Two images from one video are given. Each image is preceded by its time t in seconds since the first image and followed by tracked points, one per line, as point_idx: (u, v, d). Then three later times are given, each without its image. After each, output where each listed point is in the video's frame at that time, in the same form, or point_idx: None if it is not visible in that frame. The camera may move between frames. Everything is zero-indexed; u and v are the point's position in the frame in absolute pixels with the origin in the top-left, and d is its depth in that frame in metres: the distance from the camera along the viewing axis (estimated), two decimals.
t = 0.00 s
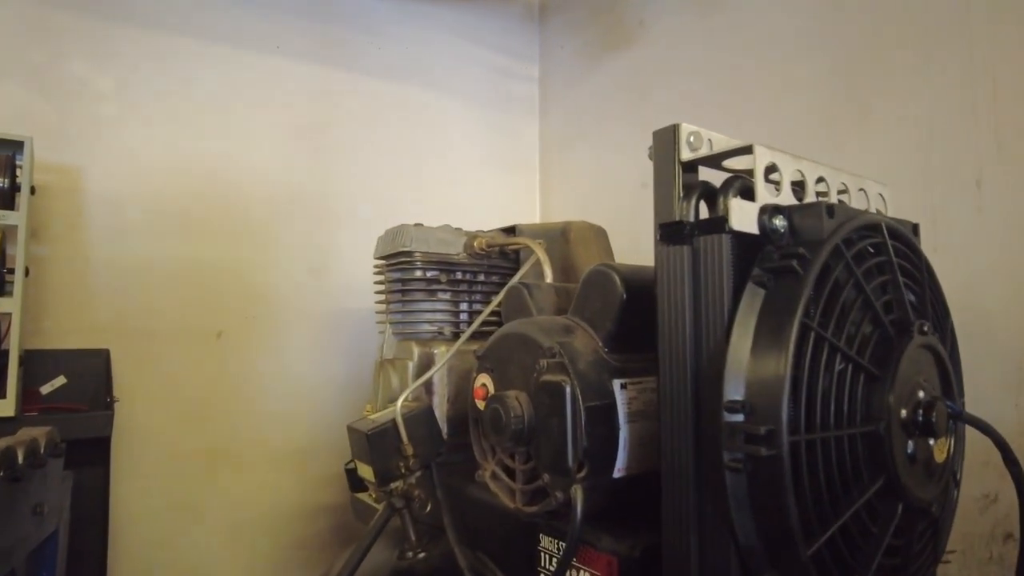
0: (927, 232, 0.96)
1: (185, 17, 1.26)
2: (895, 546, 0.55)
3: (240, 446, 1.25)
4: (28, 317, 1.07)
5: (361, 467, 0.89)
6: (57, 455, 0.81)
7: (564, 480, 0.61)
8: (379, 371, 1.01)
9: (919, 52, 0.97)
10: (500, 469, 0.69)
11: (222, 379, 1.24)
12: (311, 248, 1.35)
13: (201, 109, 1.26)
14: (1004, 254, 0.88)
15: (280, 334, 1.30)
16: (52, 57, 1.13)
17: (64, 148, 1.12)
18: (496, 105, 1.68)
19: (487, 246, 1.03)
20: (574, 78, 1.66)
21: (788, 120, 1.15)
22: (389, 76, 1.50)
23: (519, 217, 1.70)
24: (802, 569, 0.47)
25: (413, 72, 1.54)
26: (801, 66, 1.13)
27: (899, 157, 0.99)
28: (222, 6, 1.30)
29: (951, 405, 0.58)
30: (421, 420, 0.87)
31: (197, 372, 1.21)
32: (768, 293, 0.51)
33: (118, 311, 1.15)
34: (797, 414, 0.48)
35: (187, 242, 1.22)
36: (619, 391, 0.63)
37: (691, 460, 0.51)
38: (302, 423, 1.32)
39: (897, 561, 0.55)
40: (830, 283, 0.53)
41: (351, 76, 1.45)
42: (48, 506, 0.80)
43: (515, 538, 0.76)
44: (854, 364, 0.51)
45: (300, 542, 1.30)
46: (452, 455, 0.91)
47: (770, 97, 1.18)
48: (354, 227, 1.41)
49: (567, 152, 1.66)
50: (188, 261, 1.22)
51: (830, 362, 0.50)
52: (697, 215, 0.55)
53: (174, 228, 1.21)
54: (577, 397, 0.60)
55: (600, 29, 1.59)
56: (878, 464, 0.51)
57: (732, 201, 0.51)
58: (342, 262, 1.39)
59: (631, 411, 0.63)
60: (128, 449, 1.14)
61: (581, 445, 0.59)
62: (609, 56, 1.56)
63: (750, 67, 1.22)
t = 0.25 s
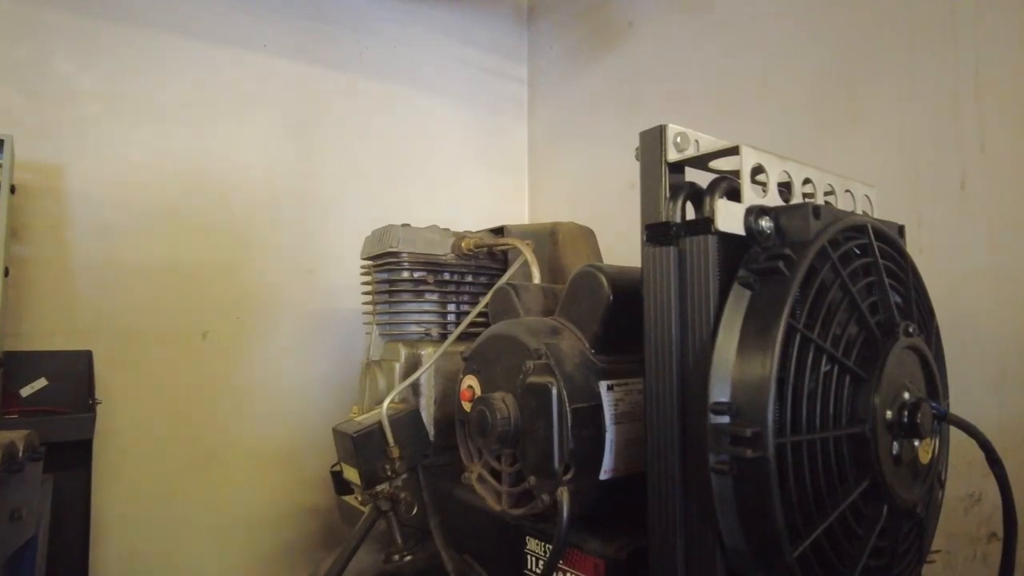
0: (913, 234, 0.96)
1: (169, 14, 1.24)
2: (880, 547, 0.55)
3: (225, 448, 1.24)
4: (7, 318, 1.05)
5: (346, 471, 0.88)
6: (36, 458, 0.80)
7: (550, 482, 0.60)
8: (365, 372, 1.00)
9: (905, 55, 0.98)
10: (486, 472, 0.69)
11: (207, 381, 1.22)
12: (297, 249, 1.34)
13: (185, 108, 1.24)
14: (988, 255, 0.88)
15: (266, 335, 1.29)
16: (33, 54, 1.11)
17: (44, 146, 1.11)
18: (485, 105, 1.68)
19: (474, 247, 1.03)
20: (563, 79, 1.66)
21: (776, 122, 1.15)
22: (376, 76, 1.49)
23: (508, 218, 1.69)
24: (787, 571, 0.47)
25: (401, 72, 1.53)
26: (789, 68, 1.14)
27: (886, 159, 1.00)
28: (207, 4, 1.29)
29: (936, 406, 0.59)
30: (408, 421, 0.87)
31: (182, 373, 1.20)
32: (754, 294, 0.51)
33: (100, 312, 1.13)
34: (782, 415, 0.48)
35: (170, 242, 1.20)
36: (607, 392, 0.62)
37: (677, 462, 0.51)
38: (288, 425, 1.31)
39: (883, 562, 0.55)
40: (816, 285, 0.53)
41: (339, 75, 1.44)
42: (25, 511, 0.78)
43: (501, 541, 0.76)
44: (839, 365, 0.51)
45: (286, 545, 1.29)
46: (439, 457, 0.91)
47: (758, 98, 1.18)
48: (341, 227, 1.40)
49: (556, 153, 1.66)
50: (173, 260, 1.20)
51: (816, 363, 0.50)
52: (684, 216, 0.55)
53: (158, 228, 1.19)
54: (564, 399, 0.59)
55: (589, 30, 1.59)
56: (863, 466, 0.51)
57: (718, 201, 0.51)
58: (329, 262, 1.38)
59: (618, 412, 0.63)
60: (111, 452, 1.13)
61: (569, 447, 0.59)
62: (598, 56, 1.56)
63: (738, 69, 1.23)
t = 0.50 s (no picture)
0: (902, 234, 0.96)
1: (155, 10, 1.23)
2: (870, 547, 0.55)
3: (212, 449, 1.22)
4: None
5: (334, 472, 0.87)
6: (16, 459, 0.78)
7: (538, 483, 0.60)
8: (353, 373, 0.99)
9: (894, 56, 0.98)
10: (473, 473, 0.68)
11: (194, 381, 1.21)
12: (285, 248, 1.33)
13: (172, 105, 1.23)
14: (976, 255, 0.89)
15: (254, 335, 1.28)
16: (16, 50, 1.09)
17: (28, 143, 1.09)
18: (476, 105, 1.67)
19: (464, 247, 1.02)
20: (554, 79, 1.65)
21: (767, 122, 1.15)
22: (366, 75, 1.48)
23: (498, 218, 1.69)
24: (776, 572, 0.46)
25: (391, 71, 1.53)
26: (779, 68, 1.14)
27: (874, 159, 1.00)
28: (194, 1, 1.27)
29: (925, 406, 0.58)
30: (396, 422, 0.86)
31: (168, 373, 1.18)
32: (743, 292, 0.50)
33: (85, 312, 1.11)
34: (771, 415, 0.47)
35: (156, 241, 1.19)
36: (595, 392, 0.62)
37: (665, 462, 0.50)
38: (277, 426, 1.29)
39: (872, 562, 0.55)
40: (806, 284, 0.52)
41: (328, 74, 1.43)
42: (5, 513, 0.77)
43: (490, 542, 0.75)
44: (829, 364, 0.51)
45: (273, 547, 1.28)
46: (427, 458, 0.90)
47: (748, 98, 1.18)
48: (330, 227, 1.39)
49: (547, 152, 1.66)
50: (159, 259, 1.19)
51: (805, 363, 0.50)
52: (672, 213, 0.54)
53: (144, 227, 1.18)
54: (552, 398, 0.59)
55: (579, 30, 1.58)
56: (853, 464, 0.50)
57: (707, 199, 0.50)
58: (318, 262, 1.37)
59: (607, 412, 0.62)
60: (96, 453, 1.11)
61: (556, 447, 0.58)
62: (588, 56, 1.56)
63: (729, 69, 1.23)
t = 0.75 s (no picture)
0: (894, 233, 0.96)
1: (144, 6, 1.21)
2: (861, 546, 0.55)
3: (203, 449, 1.21)
4: None
5: (324, 473, 0.86)
6: None
7: (528, 483, 0.59)
8: (344, 373, 0.98)
9: (885, 55, 0.98)
10: (464, 473, 0.68)
11: (184, 381, 1.20)
12: (275, 248, 1.32)
13: (161, 103, 1.22)
14: (967, 254, 0.89)
15: (244, 335, 1.27)
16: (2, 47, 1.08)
17: (14, 142, 1.08)
18: (468, 104, 1.66)
19: (455, 246, 1.01)
20: (546, 78, 1.65)
21: (759, 122, 1.15)
22: (357, 73, 1.47)
23: (491, 217, 1.68)
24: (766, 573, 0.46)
25: (383, 69, 1.52)
26: (771, 67, 1.14)
27: (866, 158, 1.00)
28: None
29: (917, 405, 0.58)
30: (387, 422, 0.85)
31: (158, 372, 1.17)
32: (733, 291, 0.50)
33: (73, 312, 1.10)
34: (762, 414, 0.47)
35: (145, 240, 1.18)
36: (586, 392, 0.61)
37: (656, 462, 0.50)
38: (268, 427, 1.28)
39: (864, 562, 0.55)
40: (797, 282, 0.52)
41: (319, 72, 1.42)
42: None
43: (481, 543, 0.74)
44: (820, 363, 0.50)
45: (264, 549, 1.27)
46: (418, 459, 0.89)
47: (741, 97, 1.18)
48: (321, 226, 1.38)
49: (540, 151, 1.65)
50: (148, 258, 1.18)
51: (796, 362, 0.49)
52: (663, 211, 0.54)
53: (133, 226, 1.17)
54: (542, 398, 0.58)
55: (572, 29, 1.58)
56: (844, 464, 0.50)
57: (697, 196, 0.50)
58: (310, 262, 1.36)
59: (598, 412, 0.62)
60: (85, 454, 1.10)
61: (547, 447, 0.58)
62: (581, 55, 1.55)
63: (721, 68, 1.22)
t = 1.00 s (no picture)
0: (891, 232, 0.96)
1: (137, 2, 1.20)
2: (860, 547, 0.54)
3: (195, 449, 1.20)
4: None
5: (317, 473, 0.85)
6: None
7: (523, 483, 0.58)
8: (338, 372, 0.97)
9: (883, 53, 0.98)
10: (459, 473, 0.67)
11: (176, 381, 1.19)
12: (269, 247, 1.31)
13: (154, 100, 1.20)
14: (965, 252, 0.88)
15: (238, 334, 1.26)
16: None
17: (4, 139, 1.06)
18: (464, 102, 1.66)
19: (451, 244, 1.00)
20: (543, 77, 1.64)
21: (757, 120, 1.14)
22: (352, 71, 1.46)
23: (487, 217, 1.67)
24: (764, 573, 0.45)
25: (378, 67, 1.51)
26: (768, 65, 1.13)
27: (864, 157, 0.99)
28: None
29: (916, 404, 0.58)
30: (381, 422, 0.84)
31: (150, 372, 1.16)
32: (730, 287, 0.49)
33: (64, 311, 1.09)
34: (760, 412, 0.46)
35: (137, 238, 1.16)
36: (581, 390, 0.61)
37: (652, 461, 0.49)
38: (262, 427, 1.27)
39: (863, 562, 0.54)
40: (796, 279, 0.51)
41: (314, 70, 1.41)
42: None
43: (476, 544, 0.74)
44: (818, 361, 0.50)
45: (257, 550, 1.26)
46: (413, 459, 0.88)
47: (738, 95, 1.17)
48: (315, 225, 1.37)
49: (536, 150, 1.64)
50: (141, 257, 1.16)
51: (794, 360, 0.49)
52: (659, 207, 0.53)
53: (125, 224, 1.15)
54: (537, 396, 0.58)
55: (569, 28, 1.57)
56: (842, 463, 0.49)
57: (694, 192, 0.49)
58: (304, 260, 1.35)
59: (593, 410, 0.61)
60: (77, 454, 1.09)
61: (542, 446, 0.57)
62: (577, 54, 1.55)
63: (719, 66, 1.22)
